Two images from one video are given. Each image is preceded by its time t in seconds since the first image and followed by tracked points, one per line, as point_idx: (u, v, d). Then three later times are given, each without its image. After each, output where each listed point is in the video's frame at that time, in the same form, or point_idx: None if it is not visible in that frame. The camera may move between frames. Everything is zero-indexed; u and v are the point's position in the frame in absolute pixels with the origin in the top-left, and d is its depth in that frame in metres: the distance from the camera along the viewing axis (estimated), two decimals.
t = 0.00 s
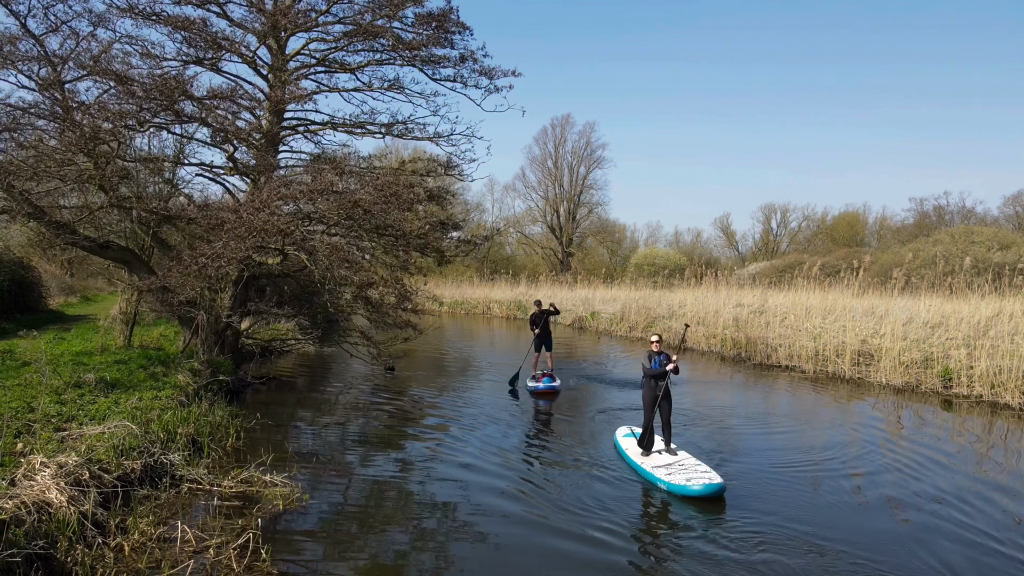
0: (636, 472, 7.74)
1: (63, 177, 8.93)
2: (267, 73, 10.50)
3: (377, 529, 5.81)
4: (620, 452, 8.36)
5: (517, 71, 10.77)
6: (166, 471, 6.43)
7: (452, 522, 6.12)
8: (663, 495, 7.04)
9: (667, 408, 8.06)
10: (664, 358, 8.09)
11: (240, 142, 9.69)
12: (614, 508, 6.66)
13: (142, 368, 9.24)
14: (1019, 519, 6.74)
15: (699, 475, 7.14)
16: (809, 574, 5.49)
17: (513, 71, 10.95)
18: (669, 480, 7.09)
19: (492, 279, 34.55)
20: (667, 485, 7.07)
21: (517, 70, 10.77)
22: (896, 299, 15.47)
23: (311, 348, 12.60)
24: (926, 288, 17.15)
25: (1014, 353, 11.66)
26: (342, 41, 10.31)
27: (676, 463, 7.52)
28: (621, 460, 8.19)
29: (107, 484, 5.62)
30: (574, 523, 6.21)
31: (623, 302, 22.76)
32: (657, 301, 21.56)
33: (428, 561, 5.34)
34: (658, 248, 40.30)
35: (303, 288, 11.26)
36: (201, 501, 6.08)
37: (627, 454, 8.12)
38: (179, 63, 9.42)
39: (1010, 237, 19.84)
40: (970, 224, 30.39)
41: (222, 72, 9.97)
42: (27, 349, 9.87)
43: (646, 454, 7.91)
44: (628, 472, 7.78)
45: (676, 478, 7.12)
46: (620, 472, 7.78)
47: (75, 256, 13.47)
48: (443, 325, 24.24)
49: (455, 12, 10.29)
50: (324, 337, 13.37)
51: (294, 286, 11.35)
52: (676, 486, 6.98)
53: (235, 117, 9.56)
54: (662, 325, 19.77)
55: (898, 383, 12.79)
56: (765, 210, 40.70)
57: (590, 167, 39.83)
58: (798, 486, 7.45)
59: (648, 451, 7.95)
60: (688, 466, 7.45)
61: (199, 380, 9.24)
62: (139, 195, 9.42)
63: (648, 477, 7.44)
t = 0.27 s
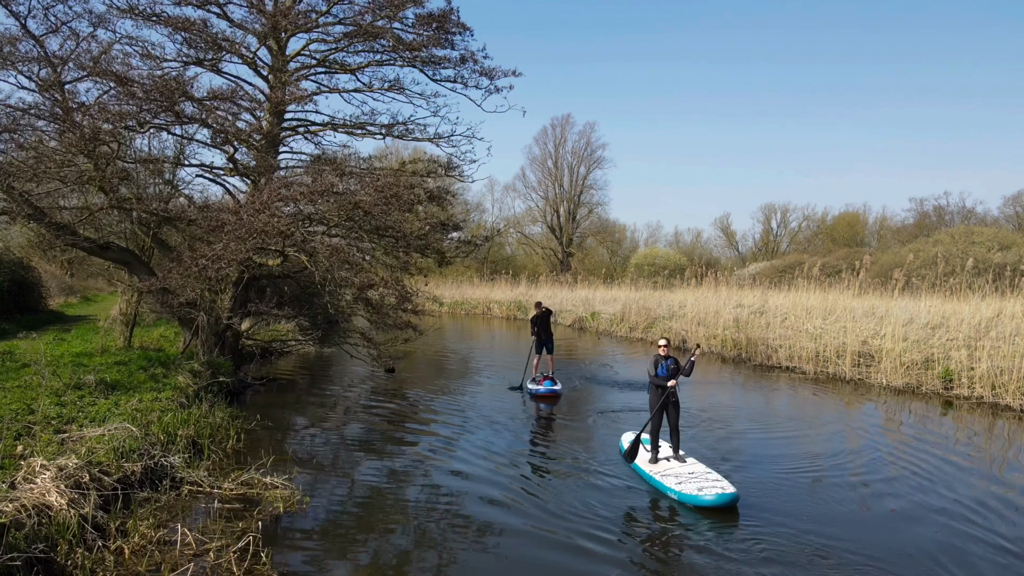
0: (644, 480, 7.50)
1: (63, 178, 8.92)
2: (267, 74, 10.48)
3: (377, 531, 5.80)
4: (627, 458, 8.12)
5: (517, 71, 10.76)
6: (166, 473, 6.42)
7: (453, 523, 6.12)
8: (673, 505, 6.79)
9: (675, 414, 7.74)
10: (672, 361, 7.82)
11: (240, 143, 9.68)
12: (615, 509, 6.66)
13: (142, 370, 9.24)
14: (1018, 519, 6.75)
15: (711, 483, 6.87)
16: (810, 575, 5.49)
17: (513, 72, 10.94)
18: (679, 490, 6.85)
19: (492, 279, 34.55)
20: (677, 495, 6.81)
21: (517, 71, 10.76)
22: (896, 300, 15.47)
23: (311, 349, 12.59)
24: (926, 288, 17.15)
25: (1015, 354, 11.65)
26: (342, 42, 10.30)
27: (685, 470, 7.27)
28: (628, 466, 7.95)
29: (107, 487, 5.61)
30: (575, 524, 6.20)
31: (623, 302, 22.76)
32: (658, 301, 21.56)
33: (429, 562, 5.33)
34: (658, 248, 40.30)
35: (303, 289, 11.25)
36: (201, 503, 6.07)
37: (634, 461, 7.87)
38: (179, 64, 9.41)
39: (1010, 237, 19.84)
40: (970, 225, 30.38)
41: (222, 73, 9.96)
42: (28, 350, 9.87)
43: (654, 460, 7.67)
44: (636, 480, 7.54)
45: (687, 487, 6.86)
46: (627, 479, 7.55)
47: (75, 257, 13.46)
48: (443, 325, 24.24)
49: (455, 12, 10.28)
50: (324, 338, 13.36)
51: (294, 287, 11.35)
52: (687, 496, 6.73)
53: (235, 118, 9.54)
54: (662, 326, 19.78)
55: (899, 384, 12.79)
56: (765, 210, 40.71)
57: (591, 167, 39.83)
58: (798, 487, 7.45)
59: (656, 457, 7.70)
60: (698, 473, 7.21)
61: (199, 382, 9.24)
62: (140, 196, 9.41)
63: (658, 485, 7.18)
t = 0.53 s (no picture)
0: (651, 487, 7.35)
1: (63, 179, 8.91)
2: (267, 74, 10.48)
3: (377, 533, 5.81)
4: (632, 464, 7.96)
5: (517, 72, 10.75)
6: (166, 475, 6.42)
7: (453, 525, 6.12)
8: (683, 515, 6.64)
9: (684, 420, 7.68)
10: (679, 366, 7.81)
11: (240, 144, 9.68)
12: (614, 511, 6.67)
13: (142, 371, 9.24)
14: (1017, 520, 6.77)
15: (721, 493, 6.72)
16: None
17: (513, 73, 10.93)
18: (688, 499, 6.69)
19: (491, 279, 34.55)
20: (687, 504, 6.65)
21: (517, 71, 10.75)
22: (897, 300, 15.46)
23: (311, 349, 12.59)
24: (926, 288, 17.15)
25: (1015, 355, 11.65)
26: (342, 43, 10.30)
27: (694, 479, 7.13)
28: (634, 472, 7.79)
29: (107, 489, 5.61)
30: (574, 527, 6.20)
31: (623, 302, 22.76)
32: (658, 301, 21.56)
33: (428, 564, 5.33)
34: (658, 248, 40.30)
35: (303, 290, 11.25)
36: (201, 505, 6.07)
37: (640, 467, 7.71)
38: (179, 65, 9.40)
39: (1010, 238, 19.84)
40: (970, 225, 30.38)
41: (222, 74, 9.95)
42: (28, 351, 9.87)
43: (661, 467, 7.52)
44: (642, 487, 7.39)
45: (697, 497, 6.70)
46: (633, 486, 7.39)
47: (76, 257, 13.46)
48: (443, 325, 24.25)
49: (455, 13, 10.27)
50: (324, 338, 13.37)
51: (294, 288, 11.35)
52: (697, 505, 6.58)
53: (235, 119, 9.54)
54: (662, 326, 19.78)
55: (899, 385, 12.78)
56: (765, 210, 40.72)
57: (591, 167, 39.83)
58: (797, 489, 7.45)
59: (663, 464, 7.55)
60: (706, 481, 7.06)
61: (199, 382, 9.24)
62: (140, 197, 9.41)
63: (666, 494, 7.03)
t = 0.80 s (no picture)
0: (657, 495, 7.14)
1: (62, 179, 8.91)
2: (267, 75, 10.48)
3: (376, 533, 5.81)
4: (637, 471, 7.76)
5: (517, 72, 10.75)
6: (165, 476, 6.42)
7: (452, 525, 6.12)
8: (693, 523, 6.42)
9: (690, 427, 7.47)
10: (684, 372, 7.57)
11: (240, 145, 9.68)
12: (614, 511, 6.67)
13: (142, 371, 9.24)
14: (1015, 520, 6.78)
15: (732, 501, 6.52)
16: None
17: (513, 73, 10.93)
18: (698, 507, 6.48)
19: (491, 279, 34.56)
20: (698, 512, 6.44)
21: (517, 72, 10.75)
22: (896, 301, 15.46)
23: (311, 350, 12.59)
24: (926, 289, 17.14)
25: (1015, 356, 11.65)
26: (342, 43, 10.30)
27: (702, 487, 6.94)
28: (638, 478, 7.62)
29: (106, 490, 5.61)
30: (573, 527, 6.20)
31: (623, 303, 22.76)
32: (658, 302, 21.57)
33: (427, 565, 5.34)
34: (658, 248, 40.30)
35: (303, 290, 11.25)
36: (201, 506, 6.07)
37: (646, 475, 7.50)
38: (178, 66, 9.41)
39: (1010, 238, 19.85)
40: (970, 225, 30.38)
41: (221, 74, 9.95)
42: (28, 352, 9.87)
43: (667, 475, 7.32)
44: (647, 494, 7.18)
45: (708, 505, 6.49)
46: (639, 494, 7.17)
47: (75, 258, 13.47)
48: (443, 325, 24.26)
49: (455, 14, 10.27)
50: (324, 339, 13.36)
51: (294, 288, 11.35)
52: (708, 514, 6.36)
53: (235, 120, 9.53)
54: (662, 326, 19.78)
55: (899, 385, 12.78)
56: (765, 210, 40.74)
57: (591, 167, 39.83)
58: (796, 489, 7.46)
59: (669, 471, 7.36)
60: (715, 489, 6.87)
61: (199, 383, 9.23)
62: (139, 198, 9.40)
63: (674, 502, 6.81)
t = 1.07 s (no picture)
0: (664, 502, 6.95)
1: (62, 179, 8.91)
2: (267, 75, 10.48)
3: (375, 533, 5.81)
4: (642, 476, 7.58)
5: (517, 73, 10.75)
6: (165, 476, 6.42)
7: (451, 525, 6.12)
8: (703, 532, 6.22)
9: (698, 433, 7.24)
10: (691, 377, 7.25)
11: (239, 145, 9.68)
12: (613, 511, 6.67)
13: (141, 371, 9.24)
14: (1015, 521, 6.79)
15: (744, 510, 6.34)
16: None
17: (513, 73, 10.93)
18: (709, 516, 6.27)
19: (491, 279, 34.55)
20: (709, 521, 6.23)
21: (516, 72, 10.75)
22: (896, 301, 15.46)
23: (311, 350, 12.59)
24: (926, 289, 17.15)
25: (1014, 356, 11.65)
26: (342, 43, 10.30)
27: (712, 495, 6.75)
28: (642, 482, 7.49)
29: (106, 490, 5.61)
30: (573, 527, 6.20)
31: (623, 303, 22.76)
32: (658, 302, 21.57)
33: (426, 565, 5.34)
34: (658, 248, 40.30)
35: (303, 290, 11.25)
36: (200, 506, 6.08)
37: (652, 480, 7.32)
38: (178, 66, 9.41)
39: (1010, 238, 19.85)
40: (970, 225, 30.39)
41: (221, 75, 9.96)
42: (27, 352, 9.87)
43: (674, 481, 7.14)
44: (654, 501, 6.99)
45: (719, 514, 6.30)
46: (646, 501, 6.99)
47: (75, 257, 13.47)
48: (443, 325, 24.26)
49: (455, 14, 10.27)
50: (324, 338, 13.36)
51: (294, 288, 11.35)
52: (718, 522, 6.17)
53: (235, 120, 9.53)
54: (662, 327, 19.78)
55: (899, 385, 12.78)
56: (765, 210, 40.76)
57: (591, 167, 39.83)
58: (796, 489, 7.46)
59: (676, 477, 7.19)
60: (724, 497, 6.69)
61: (198, 383, 9.23)
62: (139, 198, 9.41)
63: (682, 509, 6.61)
